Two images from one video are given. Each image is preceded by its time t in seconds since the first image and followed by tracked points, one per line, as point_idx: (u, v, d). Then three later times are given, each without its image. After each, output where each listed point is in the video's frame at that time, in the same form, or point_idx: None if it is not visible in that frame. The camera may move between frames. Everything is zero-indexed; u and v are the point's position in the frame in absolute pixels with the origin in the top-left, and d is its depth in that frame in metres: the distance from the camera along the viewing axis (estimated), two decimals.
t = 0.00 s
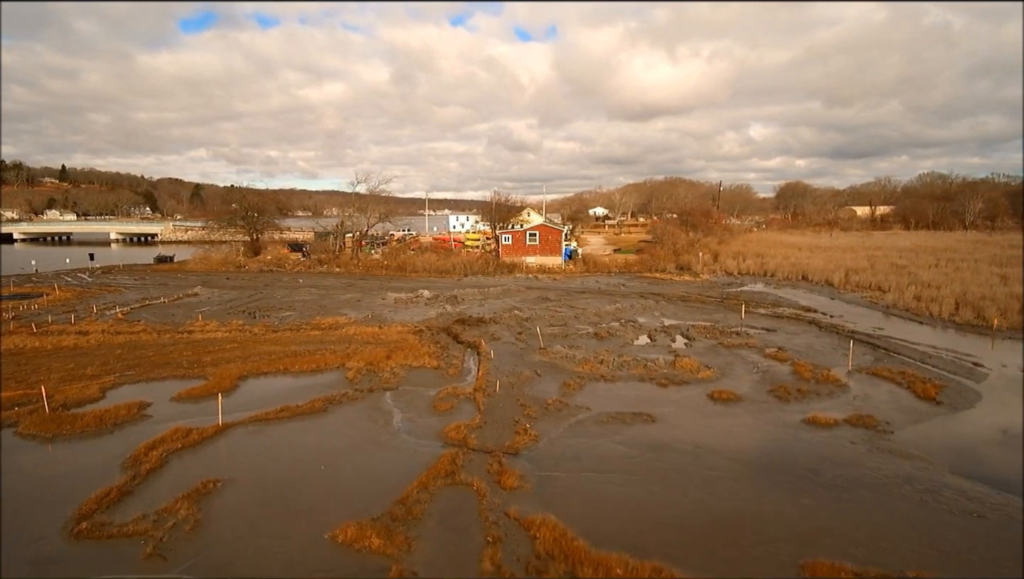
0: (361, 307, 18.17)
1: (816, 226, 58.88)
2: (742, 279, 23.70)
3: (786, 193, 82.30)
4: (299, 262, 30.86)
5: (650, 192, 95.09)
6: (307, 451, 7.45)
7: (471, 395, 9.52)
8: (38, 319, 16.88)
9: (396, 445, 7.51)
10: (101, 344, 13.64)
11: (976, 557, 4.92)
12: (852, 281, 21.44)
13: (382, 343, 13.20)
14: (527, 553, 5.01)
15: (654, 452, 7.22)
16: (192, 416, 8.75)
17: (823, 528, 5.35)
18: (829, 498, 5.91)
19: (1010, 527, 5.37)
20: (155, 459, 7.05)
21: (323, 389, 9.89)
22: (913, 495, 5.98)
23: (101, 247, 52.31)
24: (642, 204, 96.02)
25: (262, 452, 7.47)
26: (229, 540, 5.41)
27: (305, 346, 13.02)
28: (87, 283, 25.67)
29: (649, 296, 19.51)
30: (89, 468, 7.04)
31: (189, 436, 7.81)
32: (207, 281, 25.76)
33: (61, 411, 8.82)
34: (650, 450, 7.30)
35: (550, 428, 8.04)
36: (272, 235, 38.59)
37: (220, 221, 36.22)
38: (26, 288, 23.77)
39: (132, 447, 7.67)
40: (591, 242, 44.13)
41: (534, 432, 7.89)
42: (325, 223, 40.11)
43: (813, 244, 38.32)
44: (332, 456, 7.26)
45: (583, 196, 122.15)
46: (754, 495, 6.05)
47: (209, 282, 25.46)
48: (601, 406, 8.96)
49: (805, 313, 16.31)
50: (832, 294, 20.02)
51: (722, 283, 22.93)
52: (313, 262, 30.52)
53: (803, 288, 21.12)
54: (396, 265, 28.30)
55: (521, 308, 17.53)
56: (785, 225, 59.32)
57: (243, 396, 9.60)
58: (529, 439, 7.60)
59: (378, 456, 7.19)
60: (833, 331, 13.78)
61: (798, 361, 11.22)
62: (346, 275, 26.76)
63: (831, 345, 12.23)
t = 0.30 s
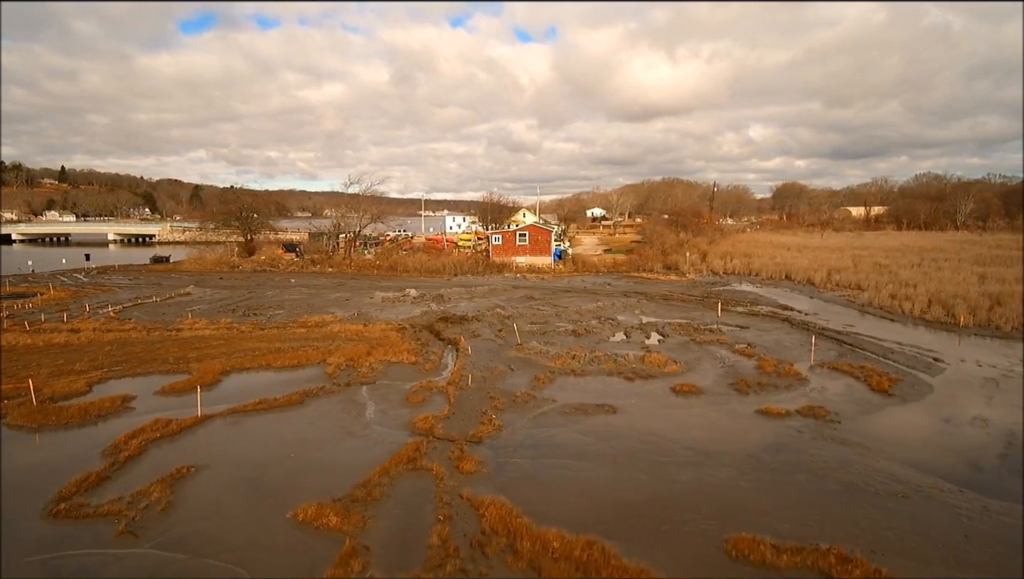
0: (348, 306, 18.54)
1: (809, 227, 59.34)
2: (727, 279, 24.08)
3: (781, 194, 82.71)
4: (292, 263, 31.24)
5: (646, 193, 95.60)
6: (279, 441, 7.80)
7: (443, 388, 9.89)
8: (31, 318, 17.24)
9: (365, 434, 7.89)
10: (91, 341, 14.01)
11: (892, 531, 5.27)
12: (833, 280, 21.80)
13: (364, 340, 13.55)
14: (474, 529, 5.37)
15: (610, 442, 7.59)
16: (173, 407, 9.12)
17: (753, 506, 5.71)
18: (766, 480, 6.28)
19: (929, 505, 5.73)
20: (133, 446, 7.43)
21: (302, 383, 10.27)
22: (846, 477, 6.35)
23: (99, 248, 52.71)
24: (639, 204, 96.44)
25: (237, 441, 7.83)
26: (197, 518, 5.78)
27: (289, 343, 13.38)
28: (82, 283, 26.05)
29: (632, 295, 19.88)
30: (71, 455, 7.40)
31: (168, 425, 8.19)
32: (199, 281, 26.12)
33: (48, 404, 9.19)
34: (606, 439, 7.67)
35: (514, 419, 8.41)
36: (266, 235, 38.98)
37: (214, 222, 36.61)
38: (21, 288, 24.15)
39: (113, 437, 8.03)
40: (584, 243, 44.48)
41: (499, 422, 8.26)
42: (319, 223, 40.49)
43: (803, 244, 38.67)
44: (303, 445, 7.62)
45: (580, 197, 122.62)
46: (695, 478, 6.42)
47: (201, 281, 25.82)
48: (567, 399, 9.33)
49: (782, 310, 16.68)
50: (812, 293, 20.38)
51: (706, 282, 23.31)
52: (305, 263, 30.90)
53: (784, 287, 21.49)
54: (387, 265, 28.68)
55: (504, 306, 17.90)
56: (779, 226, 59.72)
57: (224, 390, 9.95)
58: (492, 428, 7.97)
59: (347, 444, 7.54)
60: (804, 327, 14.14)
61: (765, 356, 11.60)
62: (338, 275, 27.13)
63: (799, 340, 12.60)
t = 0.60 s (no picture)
0: (335, 306, 18.92)
1: (801, 230, 59.83)
2: (711, 280, 24.48)
3: (776, 197, 83.19)
4: (285, 265, 31.63)
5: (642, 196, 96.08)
6: (253, 433, 8.16)
7: (417, 384, 10.27)
8: (24, 318, 17.60)
9: (336, 427, 8.25)
10: (80, 341, 14.36)
11: (816, 511, 5.63)
12: (813, 282, 22.20)
13: (346, 339, 13.91)
14: (425, 511, 5.72)
15: (568, 433, 7.97)
16: (155, 403, 9.48)
17: (689, 491, 6.08)
18: (706, 468, 6.66)
19: (856, 489, 6.08)
20: (113, 437, 7.78)
21: (281, 379, 10.62)
22: (783, 465, 6.71)
23: (95, 251, 53.09)
24: (635, 207, 96.89)
25: (213, 434, 8.19)
26: (168, 503, 6.15)
27: (273, 342, 13.74)
28: (76, 285, 26.43)
29: (615, 296, 20.28)
30: (52, 447, 7.75)
31: (147, 419, 8.54)
32: (192, 283, 26.50)
33: (34, 399, 9.54)
34: (565, 431, 8.06)
35: (480, 413, 8.80)
36: (261, 238, 39.37)
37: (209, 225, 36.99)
38: (16, 290, 24.51)
39: (95, 429, 8.39)
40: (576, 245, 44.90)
41: (466, 415, 8.63)
42: (314, 226, 40.91)
43: (791, 247, 39.13)
44: (276, 437, 7.97)
45: (577, 200, 123.09)
46: (642, 466, 6.79)
47: (194, 283, 26.20)
48: (534, 393, 9.73)
49: (759, 311, 17.07)
50: (792, 294, 20.76)
51: (690, 284, 23.68)
52: (298, 265, 31.28)
53: (765, 289, 21.88)
54: (378, 267, 29.06)
55: (488, 307, 18.29)
56: (771, 229, 60.16)
57: (205, 386, 10.31)
58: (458, 421, 8.34)
59: (317, 436, 7.91)
60: (776, 326, 14.53)
61: (731, 353, 11.98)
62: (329, 277, 27.52)
63: (768, 339, 12.97)
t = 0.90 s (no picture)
0: (324, 311, 19.27)
1: (794, 236, 60.19)
2: (696, 286, 24.85)
3: (770, 204, 83.72)
4: (279, 271, 32.01)
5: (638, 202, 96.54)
6: (229, 432, 8.49)
7: (392, 386, 10.60)
8: (17, 323, 17.94)
9: (308, 426, 8.59)
10: (70, 345, 14.70)
11: (750, 502, 5.97)
12: (795, 287, 22.56)
13: (330, 343, 14.25)
14: (382, 502, 6.04)
15: (531, 432, 8.31)
16: (137, 403, 9.81)
17: (635, 484, 6.42)
18: (656, 463, 6.99)
19: (793, 481, 6.42)
20: (92, 435, 8.11)
21: (261, 381, 10.96)
22: (730, 461, 7.04)
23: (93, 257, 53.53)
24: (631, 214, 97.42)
25: (191, 433, 8.51)
26: (141, 496, 6.49)
27: (258, 346, 14.07)
28: (71, 291, 26.78)
29: (599, 301, 20.64)
30: (35, 444, 8.07)
31: (128, 418, 8.87)
32: (186, 289, 26.87)
33: (20, 399, 9.86)
34: (528, 430, 8.39)
35: (450, 412, 9.13)
36: (256, 244, 39.78)
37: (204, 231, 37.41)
38: (11, 295, 24.87)
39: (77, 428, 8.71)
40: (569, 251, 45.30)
41: (435, 415, 8.96)
42: (308, 233, 41.29)
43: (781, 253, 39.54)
44: (250, 436, 8.30)
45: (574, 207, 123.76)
46: (595, 461, 7.12)
47: (187, 289, 26.57)
48: (505, 394, 10.07)
49: (737, 316, 17.42)
50: (774, 299, 21.12)
51: (675, 290, 24.02)
52: (292, 271, 31.66)
53: (748, 294, 22.24)
54: (370, 273, 29.43)
55: (472, 312, 18.65)
56: (764, 235, 60.59)
57: (188, 388, 10.64)
58: (426, 420, 8.67)
59: (289, 435, 8.24)
60: (750, 331, 14.88)
61: (701, 356, 12.34)
62: (321, 283, 27.90)
63: (739, 342, 13.32)
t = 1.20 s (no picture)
0: (312, 315, 19.62)
1: (787, 241, 60.59)
2: (682, 291, 25.21)
3: (766, 210, 84.17)
4: (272, 275, 32.36)
5: (635, 207, 97.04)
6: (209, 430, 8.84)
7: (370, 386, 10.94)
8: (11, 326, 18.28)
9: (285, 423, 8.95)
10: (62, 347, 15.05)
11: (692, 493, 6.33)
12: (778, 291, 22.89)
13: (315, 346, 14.60)
14: (345, 494, 6.39)
15: (498, 430, 8.66)
16: (122, 403, 10.16)
17: (587, 477, 6.77)
18: (611, 458, 7.35)
19: (735, 474, 6.79)
20: (76, 432, 8.47)
21: (244, 382, 11.31)
22: (681, 455, 7.40)
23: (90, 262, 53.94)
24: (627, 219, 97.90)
25: (171, 431, 8.86)
26: (118, 489, 6.84)
27: (244, 348, 14.42)
28: (66, 295, 27.12)
29: (584, 305, 21.02)
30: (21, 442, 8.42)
31: (112, 417, 9.23)
32: (179, 293, 27.22)
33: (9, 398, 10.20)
34: (496, 428, 8.75)
35: (422, 411, 9.49)
36: (251, 249, 40.14)
37: (200, 236, 37.78)
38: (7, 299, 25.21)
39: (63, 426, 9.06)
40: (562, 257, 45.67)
41: (407, 414, 9.30)
42: (303, 238, 41.64)
43: (771, 258, 39.98)
44: (229, 433, 8.65)
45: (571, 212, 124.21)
46: (553, 455, 7.49)
47: (180, 294, 26.91)
48: (477, 394, 10.42)
49: (716, 319, 17.79)
50: (756, 303, 21.45)
51: (661, 294, 24.37)
52: (285, 275, 32.02)
53: (732, 299, 22.55)
54: (362, 278, 29.80)
55: (458, 316, 19.00)
56: (758, 240, 61.04)
57: (172, 389, 10.99)
58: (398, 419, 9.01)
59: (266, 433, 8.59)
60: (725, 334, 15.24)
61: (674, 358, 12.69)
62: (313, 288, 28.24)
63: (712, 345, 13.69)
